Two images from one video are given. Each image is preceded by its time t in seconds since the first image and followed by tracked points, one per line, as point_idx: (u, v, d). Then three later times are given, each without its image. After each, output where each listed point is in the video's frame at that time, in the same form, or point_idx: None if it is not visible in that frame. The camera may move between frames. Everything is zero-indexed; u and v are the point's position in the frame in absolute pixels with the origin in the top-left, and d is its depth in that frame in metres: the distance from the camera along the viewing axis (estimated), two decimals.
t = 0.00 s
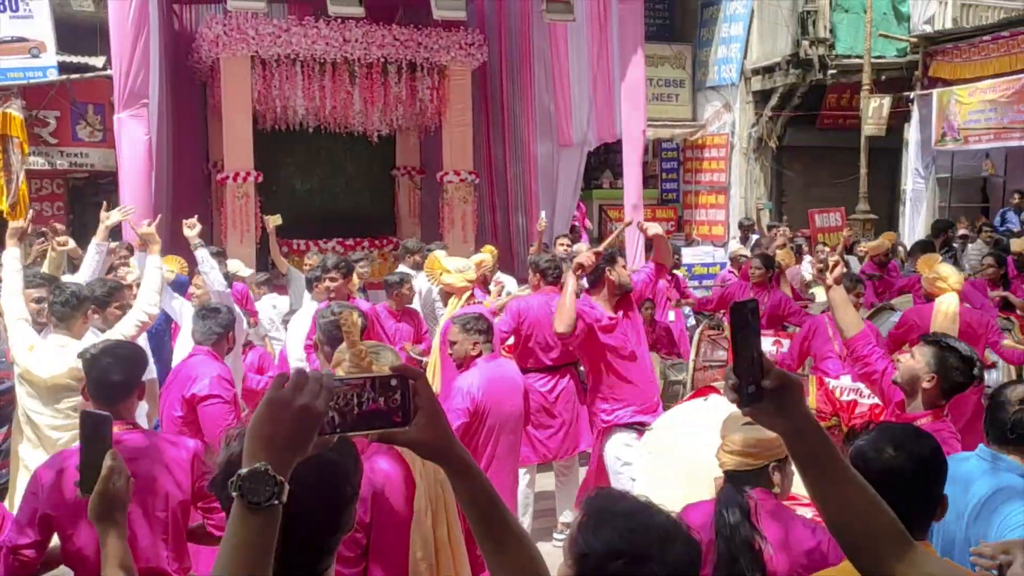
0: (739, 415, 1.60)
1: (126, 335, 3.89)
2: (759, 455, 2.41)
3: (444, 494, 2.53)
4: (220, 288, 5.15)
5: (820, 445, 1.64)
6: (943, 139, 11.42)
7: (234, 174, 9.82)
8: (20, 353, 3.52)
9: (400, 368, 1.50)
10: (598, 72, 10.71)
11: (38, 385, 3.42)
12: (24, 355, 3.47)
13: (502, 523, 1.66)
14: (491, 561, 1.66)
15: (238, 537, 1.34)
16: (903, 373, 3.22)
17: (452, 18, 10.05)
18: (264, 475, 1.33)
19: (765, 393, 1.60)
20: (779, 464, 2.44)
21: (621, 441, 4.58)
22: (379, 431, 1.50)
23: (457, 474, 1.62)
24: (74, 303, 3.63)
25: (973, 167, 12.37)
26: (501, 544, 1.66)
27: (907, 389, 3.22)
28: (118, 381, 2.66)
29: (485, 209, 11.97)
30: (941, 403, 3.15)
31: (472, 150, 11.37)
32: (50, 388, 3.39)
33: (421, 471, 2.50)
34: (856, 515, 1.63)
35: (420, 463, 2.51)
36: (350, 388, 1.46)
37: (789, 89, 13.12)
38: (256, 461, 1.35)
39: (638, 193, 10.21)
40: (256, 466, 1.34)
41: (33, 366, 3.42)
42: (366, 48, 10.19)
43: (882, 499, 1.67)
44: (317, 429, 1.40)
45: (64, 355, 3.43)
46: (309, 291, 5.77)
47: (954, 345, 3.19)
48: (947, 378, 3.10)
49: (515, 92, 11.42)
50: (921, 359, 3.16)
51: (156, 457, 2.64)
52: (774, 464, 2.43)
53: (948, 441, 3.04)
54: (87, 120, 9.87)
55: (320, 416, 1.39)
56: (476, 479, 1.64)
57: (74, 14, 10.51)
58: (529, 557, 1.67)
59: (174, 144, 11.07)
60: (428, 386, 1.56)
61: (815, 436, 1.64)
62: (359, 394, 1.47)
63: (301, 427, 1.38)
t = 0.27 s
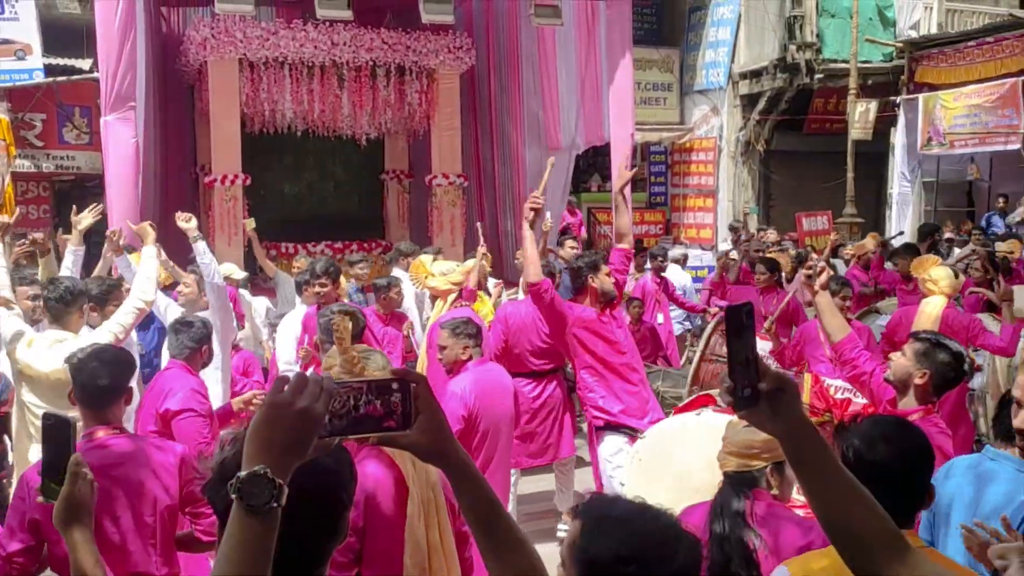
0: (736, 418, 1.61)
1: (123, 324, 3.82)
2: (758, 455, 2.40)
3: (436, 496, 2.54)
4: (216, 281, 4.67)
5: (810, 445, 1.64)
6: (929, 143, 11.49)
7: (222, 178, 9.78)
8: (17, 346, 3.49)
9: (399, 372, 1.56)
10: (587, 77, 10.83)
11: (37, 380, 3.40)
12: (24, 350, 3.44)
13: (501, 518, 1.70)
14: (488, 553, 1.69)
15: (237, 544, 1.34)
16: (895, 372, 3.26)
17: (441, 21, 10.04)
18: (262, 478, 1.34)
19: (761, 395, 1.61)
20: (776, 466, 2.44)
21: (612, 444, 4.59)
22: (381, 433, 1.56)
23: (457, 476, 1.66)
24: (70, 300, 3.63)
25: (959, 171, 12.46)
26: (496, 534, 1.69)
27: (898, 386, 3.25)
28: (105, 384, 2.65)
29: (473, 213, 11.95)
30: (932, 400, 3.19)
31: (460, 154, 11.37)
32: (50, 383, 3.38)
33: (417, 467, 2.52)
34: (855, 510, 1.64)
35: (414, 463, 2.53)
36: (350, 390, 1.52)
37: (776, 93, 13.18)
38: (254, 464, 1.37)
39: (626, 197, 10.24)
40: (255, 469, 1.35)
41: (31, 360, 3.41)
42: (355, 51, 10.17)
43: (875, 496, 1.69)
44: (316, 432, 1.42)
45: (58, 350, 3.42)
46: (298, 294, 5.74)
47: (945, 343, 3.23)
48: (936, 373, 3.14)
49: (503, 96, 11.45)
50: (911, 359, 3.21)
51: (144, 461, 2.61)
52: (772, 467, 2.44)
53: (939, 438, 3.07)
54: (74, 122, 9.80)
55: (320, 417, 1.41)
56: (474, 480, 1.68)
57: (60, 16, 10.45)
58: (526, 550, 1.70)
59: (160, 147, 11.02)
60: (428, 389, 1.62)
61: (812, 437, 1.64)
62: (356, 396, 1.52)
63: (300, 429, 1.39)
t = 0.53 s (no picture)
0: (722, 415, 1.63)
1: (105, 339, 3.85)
2: (744, 460, 2.41)
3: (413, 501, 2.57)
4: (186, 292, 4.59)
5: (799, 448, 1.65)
6: (901, 150, 11.65)
7: (198, 181, 9.70)
8: None
9: (387, 377, 1.57)
10: (564, 80, 10.95)
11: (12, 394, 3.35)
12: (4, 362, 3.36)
13: (489, 529, 1.67)
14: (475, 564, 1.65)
15: (221, 541, 1.37)
16: (876, 379, 3.30)
17: (419, 25, 10.03)
18: (247, 483, 1.36)
19: (748, 393, 1.62)
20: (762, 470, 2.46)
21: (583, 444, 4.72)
22: (366, 438, 1.55)
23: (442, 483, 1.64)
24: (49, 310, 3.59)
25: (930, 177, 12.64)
26: (484, 547, 1.65)
27: (879, 391, 3.29)
28: (79, 394, 2.60)
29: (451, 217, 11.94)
30: (915, 406, 3.22)
31: (438, 158, 11.35)
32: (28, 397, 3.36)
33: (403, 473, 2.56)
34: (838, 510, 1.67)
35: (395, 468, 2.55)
36: (336, 396, 1.51)
37: (751, 99, 13.30)
38: (240, 469, 1.39)
39: (603, 202, 10.27)
40: (239, 474, 1.37)
41: (8, 371, 3.35)
42: (332, 55, 10.13)
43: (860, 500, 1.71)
44: (301, 437, 1.43)
45: (37, 361, 3.39)
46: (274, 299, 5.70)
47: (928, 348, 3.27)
48: (917, 379, 3.19)
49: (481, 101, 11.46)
50: (892, 364, 3.25)
51: (117, 466, 2.58)
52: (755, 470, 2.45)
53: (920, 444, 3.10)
54: (47, 125, 9.68)
55: (305, 423, 1.42)
56: (460, 490, 1.66)
57: (33, 18, 10.34)
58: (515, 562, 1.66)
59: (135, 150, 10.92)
60: (416, 395, 1.60)
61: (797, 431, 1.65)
62: (338, 403, 1.51)
63: (285, 435, 1.41)
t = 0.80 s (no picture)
0: (706, 408, 1.63)
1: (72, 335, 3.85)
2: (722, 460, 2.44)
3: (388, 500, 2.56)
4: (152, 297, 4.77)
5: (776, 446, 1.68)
6: (873, 154, 11.77)
7: (170, 182, 9.61)
8: None
9: (369, 378, 1.52)
10: (541, 86, 10.88)
11: None
12: None
13: (466, 530, 1.69)
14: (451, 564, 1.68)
15: (196, 543, 1.36)
16: (856, 381, 3.34)
17: (395, 26, 9.99)
18: (225, 484, 1.35)
19: (733, 386, 1.61)
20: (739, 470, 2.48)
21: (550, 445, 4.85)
22: (345, 440, 1.52)
23: (423, 485, 1.63)
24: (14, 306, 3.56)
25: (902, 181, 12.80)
26: (463, 547, 1.68)
27: (858, 394, 3.33)
28: (46, 400, 2.56)
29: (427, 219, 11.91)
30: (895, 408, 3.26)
31: (414, 160, 11.32)
32: None
33: (374, 473, 2.55)
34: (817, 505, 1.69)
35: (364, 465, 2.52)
36: (315, 398, 1.49)
37: (726, 103, 13.39)
38: (218, 470, 1.37)
39: (579, 204, 10.28)
40: (217, 475, 1.36)
41: None
42: (306, 56, 10.05)
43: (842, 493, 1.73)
44: (280, 438, 1.41)
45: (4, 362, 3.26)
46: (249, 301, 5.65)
47: (908, 351, 3.32)
48: (896, 381, 3.23)
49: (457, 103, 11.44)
50: (869, 365, 3.29)
51: (85, 468, 2.53)
52: (731, 472, 2.47)
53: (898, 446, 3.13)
54: (16, 124, 9.53)
55: (284, 425, 1.40)
56: (442, 491, 1.66)
57: (2, 16, 10.18)
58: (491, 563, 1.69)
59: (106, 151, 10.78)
60: (399, 398, 1.57)
61: (780, 429, 1.68)
62: (316, 405, 1.48)
63: (264, 437, 1.39)
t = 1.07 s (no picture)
0: (678, 404, 1.64)
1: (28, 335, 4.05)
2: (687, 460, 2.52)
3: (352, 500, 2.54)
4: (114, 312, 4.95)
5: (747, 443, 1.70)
6: (838, 156, 11.91)
7: (134, 181, 9.47)
8: None
9: (343, 378, 1.53)
10: (509, 84, 11.01)
11: None
12: None
13: (438, 528, 1.65)
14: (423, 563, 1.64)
15: (163, 544, 1.33)
16: (818, 378, 3.36)
17: (362, 26, 9.92)
18: (193, 483, 1.32)
19: (704, 381, 1.62)
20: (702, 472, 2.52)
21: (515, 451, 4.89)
22: (317, 440, 1.51)
23: (396, 486, 1.61)
24: None
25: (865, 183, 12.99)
26: (435, 546, 1.65)
27: (820, 391, 3.34)
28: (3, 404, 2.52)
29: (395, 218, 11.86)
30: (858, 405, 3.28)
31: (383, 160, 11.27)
32: None
33: (336, 474, 2.52)
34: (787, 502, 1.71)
35: (328, 464, 2.51)
36: (286, 398, 1.50)
37: (694, 105, 13.50)
38: (187, 468, 1.35)
39: (548, 205, 10.30)
40: (185, 474, 1.33)
41: None
42: (274, 54, 9.98)
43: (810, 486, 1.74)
44: (251, 437, 1.41)
45: None
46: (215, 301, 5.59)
47: (867, 349, 3.35)
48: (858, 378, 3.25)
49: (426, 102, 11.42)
50: (834, 363, 3.31)
51: (42, 471, 2.49)
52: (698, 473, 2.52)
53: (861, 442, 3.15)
54: None
55: (256, 424, 1.40)
56: (413, 490, 1.62)
57: None
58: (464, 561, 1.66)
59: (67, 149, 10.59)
60: (373, 398, 1.57)
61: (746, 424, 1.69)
62: (287, 405, 1.49)
63: (235, 435, 1.38)
